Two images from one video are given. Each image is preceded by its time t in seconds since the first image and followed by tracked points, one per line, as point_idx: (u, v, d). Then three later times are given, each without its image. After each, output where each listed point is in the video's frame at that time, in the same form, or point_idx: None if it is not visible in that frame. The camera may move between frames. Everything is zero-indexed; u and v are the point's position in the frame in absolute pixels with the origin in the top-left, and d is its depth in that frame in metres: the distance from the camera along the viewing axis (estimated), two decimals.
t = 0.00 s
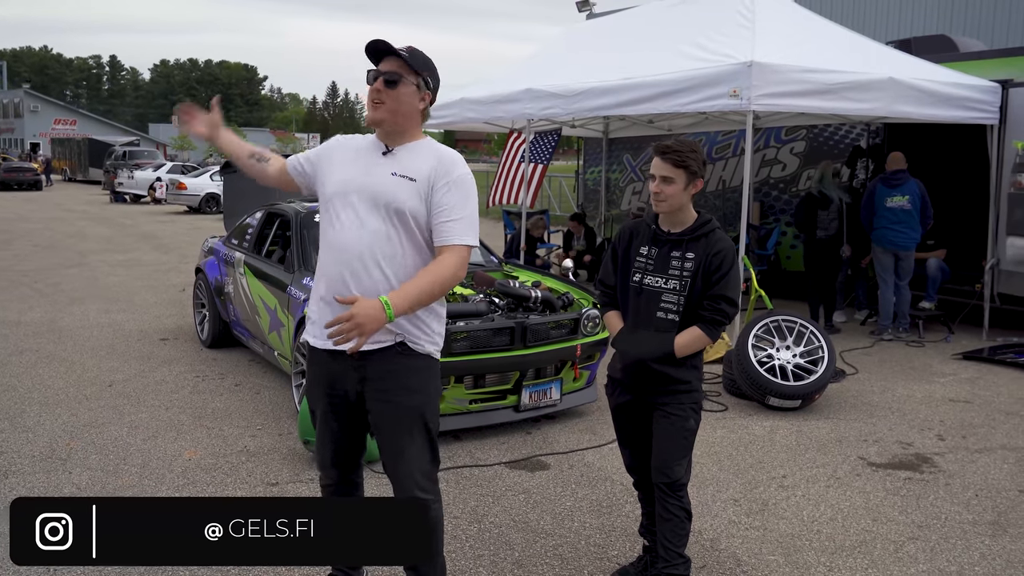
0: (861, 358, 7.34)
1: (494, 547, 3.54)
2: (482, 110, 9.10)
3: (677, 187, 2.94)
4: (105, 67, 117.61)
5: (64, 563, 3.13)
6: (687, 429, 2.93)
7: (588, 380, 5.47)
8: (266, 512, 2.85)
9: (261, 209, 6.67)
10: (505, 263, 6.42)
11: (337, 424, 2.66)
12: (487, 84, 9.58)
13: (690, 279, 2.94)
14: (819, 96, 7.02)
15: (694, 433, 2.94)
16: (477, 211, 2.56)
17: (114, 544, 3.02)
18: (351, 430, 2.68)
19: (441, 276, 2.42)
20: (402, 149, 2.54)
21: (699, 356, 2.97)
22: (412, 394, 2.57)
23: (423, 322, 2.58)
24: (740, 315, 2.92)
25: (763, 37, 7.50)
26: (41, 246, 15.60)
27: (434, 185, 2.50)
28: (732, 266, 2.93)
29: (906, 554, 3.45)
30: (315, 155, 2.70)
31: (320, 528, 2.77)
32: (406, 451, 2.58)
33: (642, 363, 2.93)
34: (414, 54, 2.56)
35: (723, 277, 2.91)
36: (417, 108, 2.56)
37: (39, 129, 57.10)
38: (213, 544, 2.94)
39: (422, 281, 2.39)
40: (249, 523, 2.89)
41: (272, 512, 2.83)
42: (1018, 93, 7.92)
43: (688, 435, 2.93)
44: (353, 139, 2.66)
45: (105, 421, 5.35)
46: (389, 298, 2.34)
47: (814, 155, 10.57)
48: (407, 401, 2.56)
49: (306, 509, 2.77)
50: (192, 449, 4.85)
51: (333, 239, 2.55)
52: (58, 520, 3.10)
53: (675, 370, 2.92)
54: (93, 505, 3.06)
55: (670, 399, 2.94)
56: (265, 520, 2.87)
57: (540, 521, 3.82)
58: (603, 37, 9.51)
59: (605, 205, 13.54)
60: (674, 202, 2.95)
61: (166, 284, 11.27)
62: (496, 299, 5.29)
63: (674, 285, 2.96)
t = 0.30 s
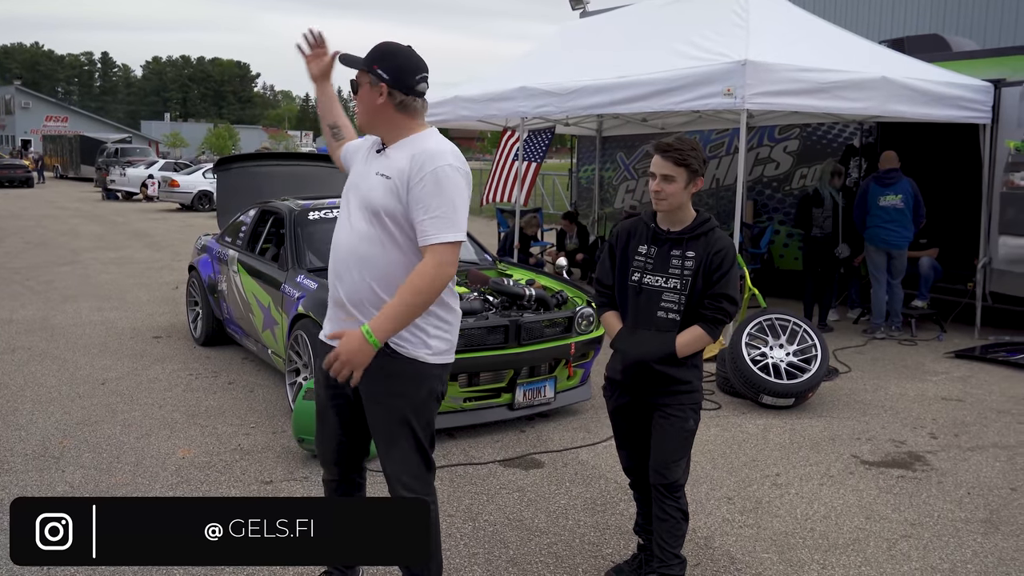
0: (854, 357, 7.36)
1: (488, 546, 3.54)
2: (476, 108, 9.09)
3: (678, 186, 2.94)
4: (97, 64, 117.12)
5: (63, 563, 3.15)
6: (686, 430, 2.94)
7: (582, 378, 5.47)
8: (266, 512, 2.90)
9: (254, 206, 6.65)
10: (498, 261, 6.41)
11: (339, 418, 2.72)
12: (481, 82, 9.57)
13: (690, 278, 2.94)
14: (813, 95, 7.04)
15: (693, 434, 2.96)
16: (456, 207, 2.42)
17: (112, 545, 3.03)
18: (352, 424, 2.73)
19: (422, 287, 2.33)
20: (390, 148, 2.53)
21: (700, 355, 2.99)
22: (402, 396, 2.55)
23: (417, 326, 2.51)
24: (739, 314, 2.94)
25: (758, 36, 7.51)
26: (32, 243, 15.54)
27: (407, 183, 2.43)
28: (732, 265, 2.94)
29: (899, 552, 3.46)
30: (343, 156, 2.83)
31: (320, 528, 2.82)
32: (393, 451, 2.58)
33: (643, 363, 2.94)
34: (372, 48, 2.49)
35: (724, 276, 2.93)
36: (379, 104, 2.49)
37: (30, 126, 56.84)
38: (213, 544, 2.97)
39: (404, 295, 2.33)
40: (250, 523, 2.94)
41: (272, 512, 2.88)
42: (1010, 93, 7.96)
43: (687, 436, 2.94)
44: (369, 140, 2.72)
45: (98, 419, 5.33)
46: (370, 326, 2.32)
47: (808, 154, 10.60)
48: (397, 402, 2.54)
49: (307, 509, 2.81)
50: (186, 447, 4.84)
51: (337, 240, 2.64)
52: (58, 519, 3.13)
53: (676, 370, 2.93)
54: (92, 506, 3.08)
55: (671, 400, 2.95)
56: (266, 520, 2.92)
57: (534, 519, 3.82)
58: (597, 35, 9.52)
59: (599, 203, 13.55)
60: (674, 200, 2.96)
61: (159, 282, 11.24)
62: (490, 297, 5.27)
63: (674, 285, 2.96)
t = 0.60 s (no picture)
0: (848, 357, 7.38)
1: (484, 545, 3.54)
2: (471, 108, 9.09)
3: (676, 185, 2.95)
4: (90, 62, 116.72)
5: (63, 563, 3.15)
6: (684, 432, 2.94)
7: (577, 378, 5.48)
8: (267, 512, 2.92)
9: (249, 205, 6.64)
10: (494, 261, 6.41)
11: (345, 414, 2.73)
12: (476, 81, 9.57)
13: (690, 277, 2.95)
14: (808, 95, 7.06)
15: (693, 436, 2.96)
16: (414, 220, 2.36)
17: (113, 545, 3.03)
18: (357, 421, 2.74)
19: (380, 297, 2.34)
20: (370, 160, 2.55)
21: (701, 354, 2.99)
22: (400, 401, 2.53)
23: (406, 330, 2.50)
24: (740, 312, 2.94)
25: (753, 37, 7.53)
26: (24, 242, 15.49)
27: (373, 195, 2.43)
28: (732, 263, 2.94)
29: (893, 551, 3.48)
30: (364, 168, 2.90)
31: (319, 528, 2.82)
32: (388, 454, 2.58)
33: (643, 364, 2.95)
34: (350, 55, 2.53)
35: (724, 274, 2.93)
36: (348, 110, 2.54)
37: (23, 124, 56.67)
38: (213, 544, 2.99)
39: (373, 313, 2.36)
40: (250, 523, 2.96)
41: (272, 512, 2.91)
42: (1003, 94, 8.00)
43: (686, 438, 2.94)
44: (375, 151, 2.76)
45: (93, 418, 5.32)
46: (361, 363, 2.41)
47: (802, 155, 10.64)
48: (394, 405, 2.54)
49: (307, 509, 2.82)
50: (181, 446, 4.83)
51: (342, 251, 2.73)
52: (58, 519, 3.13)
53: (676, 370, 2.93)
54: (93, 505, 3.09)
55: (671, 402, 2.95)
56: (266, 520, 2.94)
57: (530, 519, 3.83)
58: (592, 35, 9.53)
59: (593, 203, 13.56)
60: (672, 200, 2.97)
61: (152, 280, 11.21)
62: (485, 297, 5.26)
63: (674, 284, 2.97)
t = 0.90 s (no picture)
0: (841, 355, 7.41)
1: (479, 543, 3.53)
2: (465, 106, 9.07)
3: (664, 183, 2.95)
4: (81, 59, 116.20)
5: (64, 563, 3.15)
6: (679, 434, 2.93)
7: (571, 376, 5.47)
8: (267, 513, 2.89)
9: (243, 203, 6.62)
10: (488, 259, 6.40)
11: (333, 412, 2.72)
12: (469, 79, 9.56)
13: (680, 276, 2.94)
14: (801, 94, 7.07)
15: (687, 437, 2.94)
16: (441, 222, 2.40)
17: (112, 545, 3.03)
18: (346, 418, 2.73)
19: (388, 289, 2.37)
20: (385, 150, 2.52)
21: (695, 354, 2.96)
22: (393, 397, 2.53)
23: (401, 327, 2.51)
24: (731, 311, 2.89)
25: (747, 35, 7.53)
26: (15, 239, 15.41)
27: (396, 190, 2.42)
28: (724, 261, 2.91)
29: (887, 549, 3.49)
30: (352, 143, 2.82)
31: (319, 528, 2.79)
32: (382, 451, 2.57)
33: (634, 364, 2.95)
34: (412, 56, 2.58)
35: (714, 272, 2.89)
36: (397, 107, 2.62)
37: (14, 121, 56.41)
38: (213, 544, 2.97)
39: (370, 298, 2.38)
40: (250, 523, 2.93)
41: (272, 512, 2.87)
42: (995, 94, 8.03)
43: (681, 439, 2.93)
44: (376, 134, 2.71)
45: (85, 417, 5.29)
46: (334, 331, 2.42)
47: (795, 153, 10.66)
48: (388, 400, 2.53)
49: (307, 509, 2.79)
50: (174, 445, 4.81)
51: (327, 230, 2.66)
52: (58, 519, 3.13)
53: (667, 370, 2.92)
54: (92, 505, 3.08)
55: (665, 402, 2.93)
56: (266, 520, 2.91)
57: (525, 517, 3.82)
58: (586, 33, 9.52)
59: (586, 201, 13.56)
60: (662, 198, 2.97)
61: (144, 278, 11.16)
62: (479, 295, 5.26)
63: (665, 283, 2.96)
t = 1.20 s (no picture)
0: (834, 355, 7.43)
1: (474, 544, 3.53)
2: (458, 106, 9.06)
3: (657, 184, 2.95)
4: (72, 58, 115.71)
5: (63, 563, 3.14)
6: (672, 438, 2.92)
7: (565, 377, 5.47)
8: (267, 512, 2.87)
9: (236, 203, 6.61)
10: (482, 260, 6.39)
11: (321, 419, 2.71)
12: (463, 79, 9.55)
13: (671, 276, 2.94)
14: (795, 95, 7.09)
15: (679, 441, 2.93)
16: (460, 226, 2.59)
17: (113, 544, 3.03)
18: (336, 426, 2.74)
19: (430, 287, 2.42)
20: (394, 155, 2.57)
21: (686, 355, 2.95)
22: (395, 389, 2.59)
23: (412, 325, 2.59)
24: (720, 311, 2.85)
25: (740, 36, 7.54)
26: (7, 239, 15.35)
27: (422, 198, 2.54)
28: (714, 261, 2.88)
29: (881, 549, 3.50)
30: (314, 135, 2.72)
31: (320, 527, 2.80)
32: (387, 444, 2.60)
33: (624, 365, 2.96)
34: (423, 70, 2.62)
35: (703, 273, 2.88)
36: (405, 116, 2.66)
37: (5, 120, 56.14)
38: (213, 544, 2.96)
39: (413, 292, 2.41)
40: (250, 523, 2.92)
41: (272, 512, 2.85)
42: (987, 95, 8.08)
43: (674, 442, 2.92)
44: (354, 132, 2.68)
45: (78, 417, 5.26)
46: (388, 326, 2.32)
47: (788, 153, 10.69)
48: (392, 392, 2.58)
49: (307, 509, 2.80)
50: (168, 445, 4.79)
51: (321, 232, 2.62)
52: (58, 519, 3.13)
53: (657, 372, 2.92)
54: (93, 505, 3.06)
55: (656, 404, 2.92)
56: (266, 520, 2.89)
57: (520, 517, 3.82)
58: (580, 33, 9.53)
59: (580, 201, 13.56)
60: (654, 199, 2.97)
61: (137, 278, 11.12)
62: (473, 295, 5.25)
63: (656, 284, 2.97)
